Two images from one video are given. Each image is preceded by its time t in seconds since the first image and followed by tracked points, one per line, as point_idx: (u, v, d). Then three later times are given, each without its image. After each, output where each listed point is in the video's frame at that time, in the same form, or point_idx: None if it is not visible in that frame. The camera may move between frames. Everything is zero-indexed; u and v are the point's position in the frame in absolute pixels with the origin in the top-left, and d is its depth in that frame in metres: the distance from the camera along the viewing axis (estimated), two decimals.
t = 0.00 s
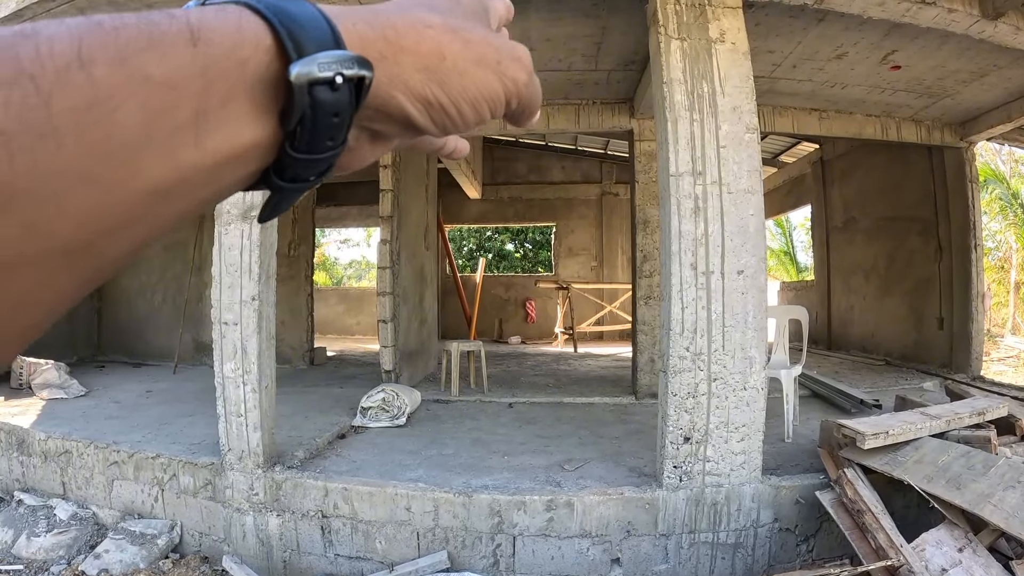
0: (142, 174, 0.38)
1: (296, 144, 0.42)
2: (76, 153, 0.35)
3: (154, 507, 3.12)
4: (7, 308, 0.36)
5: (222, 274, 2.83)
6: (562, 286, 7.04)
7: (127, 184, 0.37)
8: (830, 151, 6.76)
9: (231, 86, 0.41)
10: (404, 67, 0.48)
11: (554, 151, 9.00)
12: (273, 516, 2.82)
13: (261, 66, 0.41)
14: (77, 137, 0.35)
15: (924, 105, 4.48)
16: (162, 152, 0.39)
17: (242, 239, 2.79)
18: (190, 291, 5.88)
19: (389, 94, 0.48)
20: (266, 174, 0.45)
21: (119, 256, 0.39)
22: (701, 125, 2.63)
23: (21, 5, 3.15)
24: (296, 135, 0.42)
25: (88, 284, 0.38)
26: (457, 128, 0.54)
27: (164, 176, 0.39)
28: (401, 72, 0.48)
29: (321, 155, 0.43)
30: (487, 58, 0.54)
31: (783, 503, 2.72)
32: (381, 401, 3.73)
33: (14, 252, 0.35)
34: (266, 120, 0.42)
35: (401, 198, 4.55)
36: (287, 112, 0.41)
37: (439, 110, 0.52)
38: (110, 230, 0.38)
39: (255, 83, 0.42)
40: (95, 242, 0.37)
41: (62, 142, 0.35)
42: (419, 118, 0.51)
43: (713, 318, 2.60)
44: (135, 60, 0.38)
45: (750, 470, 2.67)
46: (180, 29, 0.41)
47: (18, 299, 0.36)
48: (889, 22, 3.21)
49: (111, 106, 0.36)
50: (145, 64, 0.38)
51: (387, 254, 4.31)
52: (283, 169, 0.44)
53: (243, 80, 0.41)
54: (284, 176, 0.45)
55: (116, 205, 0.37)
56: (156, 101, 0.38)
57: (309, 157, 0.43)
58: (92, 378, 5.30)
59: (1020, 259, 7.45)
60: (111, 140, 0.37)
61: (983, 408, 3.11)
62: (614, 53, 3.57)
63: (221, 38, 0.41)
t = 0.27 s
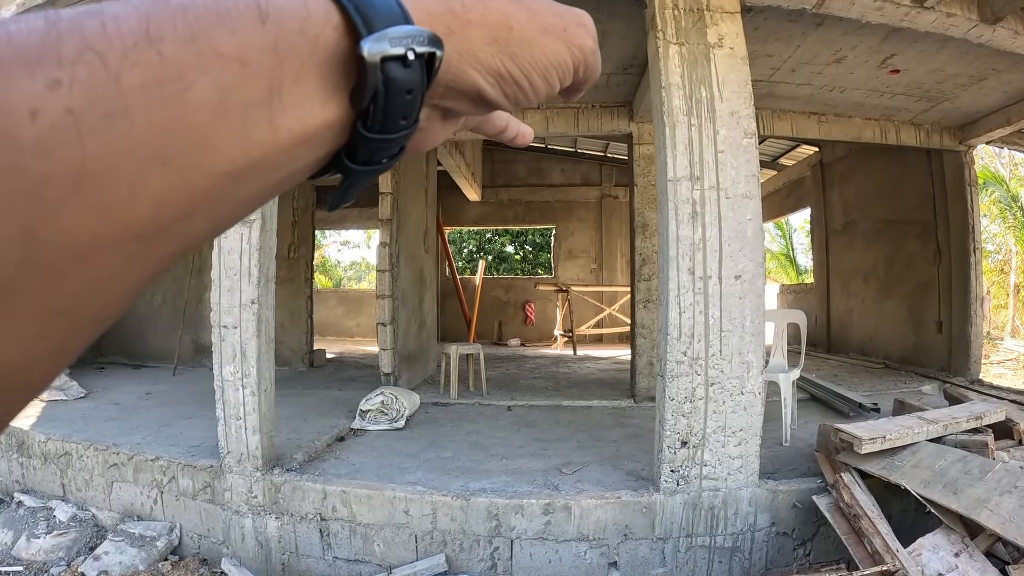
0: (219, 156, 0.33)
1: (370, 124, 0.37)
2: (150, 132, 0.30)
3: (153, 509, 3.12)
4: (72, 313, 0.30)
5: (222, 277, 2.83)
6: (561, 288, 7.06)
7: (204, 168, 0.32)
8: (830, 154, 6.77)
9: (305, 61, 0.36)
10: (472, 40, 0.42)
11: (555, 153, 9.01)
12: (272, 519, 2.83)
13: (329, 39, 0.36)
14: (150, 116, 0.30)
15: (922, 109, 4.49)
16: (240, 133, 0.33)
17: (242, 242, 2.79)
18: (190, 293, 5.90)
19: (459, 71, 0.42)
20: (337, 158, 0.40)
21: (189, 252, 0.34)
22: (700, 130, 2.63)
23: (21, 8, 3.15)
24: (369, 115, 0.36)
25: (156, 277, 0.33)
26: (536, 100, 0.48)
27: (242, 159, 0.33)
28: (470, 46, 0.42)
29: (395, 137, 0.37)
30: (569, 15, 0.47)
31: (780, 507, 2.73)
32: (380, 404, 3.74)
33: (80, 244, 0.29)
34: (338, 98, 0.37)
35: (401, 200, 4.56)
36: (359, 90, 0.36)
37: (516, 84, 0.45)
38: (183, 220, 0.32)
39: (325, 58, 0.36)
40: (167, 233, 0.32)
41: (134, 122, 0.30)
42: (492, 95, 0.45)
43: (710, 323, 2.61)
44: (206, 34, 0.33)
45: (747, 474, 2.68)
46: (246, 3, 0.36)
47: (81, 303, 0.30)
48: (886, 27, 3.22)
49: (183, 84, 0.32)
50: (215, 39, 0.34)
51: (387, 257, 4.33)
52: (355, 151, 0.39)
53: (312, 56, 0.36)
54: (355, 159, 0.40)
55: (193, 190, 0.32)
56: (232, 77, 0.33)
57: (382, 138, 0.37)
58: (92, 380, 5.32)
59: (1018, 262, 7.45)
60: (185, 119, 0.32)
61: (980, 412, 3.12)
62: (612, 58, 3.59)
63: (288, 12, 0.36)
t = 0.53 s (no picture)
0: (225, 172, 0.36)
1: (374, 139, 0.42)
2: (159, 153, 0.33)
3: (153, 510, 3.13)
4: (89, 323, 0.33)
5: (222, 279, 2.84)
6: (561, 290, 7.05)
7: (212, 182, 0.35)
8: (830, 156, 6.77)
9: (309, 81, 0.41)
10: (475, 57, 0.49)
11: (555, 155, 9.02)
12: (271, 520, 2.84)
13: (336, 62, 0.41)
14: (161, 136, 0.34)
15: (922, 111, 4.49)
16: (245, 149, 0.37)
17: (242, 244, 2.80)
18: (190, 295, 5.90)
19: (464, 84, 0.49)
20: (341, 169, 0.44)
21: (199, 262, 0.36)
22: (699, 132, 2.64)
23: (22, 10, 3.16)
24: (373, 130, 0.42)
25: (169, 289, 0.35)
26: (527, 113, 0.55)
27: (247, 173, 0.37)
28: (473, 62, 0.49)
29: (398, 148, 0.43)
30: (557, 42, 0.55)
31: (779, 510, 2.74)
32: (379, 406, 3.74)
33: (96, 258, 0.32)
34: (345, 115, 0.42)
35: (401, 202, 4.57)
36: (364, 108, 0.41)
37: (510, 97, 0.53)
38: (194, 232, 0.35)
39: (333, 78, 0.41)
40: (179, 245, 0.35)
41: (146, 142, 0.33)
42: (492, 106, 0.51)
43: (709, 325, 2.62)
44: (215, 57, 0.37)
45: (745, 476, 2.68)
46: (255, 24, 0.40)
47: (99, 312, 0.33)
48: (886, 30, 3.22)
49: (192, 104, 0.35)
50: (224, 61, 0.37)
51: (387, 258, 4.33)
52: (359, 163, 0.44)
53: (319, 76, 0.41)
54: (360, 171, 0.44)
55: (201, 204, 0.35)
56: (239, 96, 0.37)
57: (386, 151, 0.43)
58: (92, 380, 5.32)
59: (1019, 265, 7.45)
60: (194, 138, 0.35)
61: (979, 415, 3.11)
62: (612, 61, 3.59)
63: (296, 34, 0.41)
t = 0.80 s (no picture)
0: (224, 181, 0.36)
1: (372, 148, 0.42)
2: (158, 163, 0.34)
3: (153, 511, 3.13)
4: (88, 331, 0.33)
5: (223, 280, 2.85)
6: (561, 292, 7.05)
7: (210, 191, 0.35)
8: (830, 158, 6.78)
9: (307, 90, 0.41)
10: (474, 65, 0.50)
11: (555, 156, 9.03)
12: (271, 521, 2.84)
13: (333, 69, 0.42)
14: (160, 145, 0.34)
15: (922, 113, 4.50)
16: (242, 159, 0.37)
17: (243, 245, 2.80)
18: (190, 296, 5.91)
19: (462, 92, 0.49)
20: (339, 177, 0.45)
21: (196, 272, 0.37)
22: (699, 135, 2.65)
23: (24, 11, 3.17)
24: (371, 139, 0.42)
25: (166, 298, 0.35)
26: (524, 123, 0.55)
27: (245, 182, 0.37)
28: (472, 71, 0.49)
29: (395, 157, 0.43)
30: (555, 51, 0.56)
31: (779, 511, 2.74)
32: (379, 407, 3.75)
33: (94, 267, 0.32)
34: (342, 124, 0.43)
35: (401, 204, 4.58)
36: (362, 116, 0.42)
37: (508, 106, 0.53)
38: (190, 241, 0.35)
39: (331, 87, 0.42)
40: (177, 255, 0.35)
41: (145, 152, 0.33)
42: (488, 115, 0.52)
43: (709, 327, 2.62)
44: (213, 67, 0.37)
45: (746, 478, 2.69)
46: (254, 34, 0.41)
47: (97, 321, 0.33)
48: (885, 32, 3.23)
49: (191, 113, 0.35)
50: (223, 71, 0.38)
51: (387, 260, 4.34)
52: (356, 172, 0.44)
53: (317, 85, 0.41)
54: (357, 180, 0.45)
55: (199, 213, 0.35)
56: (237, 106, 0.37)
57: (383, 161, 0.43)
58: (92, 381, 5.32)
59: (1019, 267, 7.46)
60: (193, 147, 0.35)
61: (980, 417, 3.12)
62: (613, 63, 3.60)
63: (293, 44, 0.41)
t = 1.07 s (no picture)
0: (223, 194, 0.37)
1: (367, 160, 0.43)
2: (158, 178, 0.34)
3: (153, 511, 3.13)
4: (90, 343, 0.34)
5: (223, 281, 2.85)
6: (561, 292, 7.06)
7: (209, 205, 0.36)
8: (830, 159, 6.79)
9: (304, 102, 0.41)
10: (468, 76, 0.50)
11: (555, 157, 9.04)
12: (272, 521, 2.85)
13: (329, 80, 0.42)
14: (159, 160, 0.34)
15: (922, 115, 4.51)
16: (241, 172, 0.38)
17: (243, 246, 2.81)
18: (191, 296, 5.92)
19: (457, 102, 0.50)
20: (336, 187, 0.45)
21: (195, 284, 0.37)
22: (699, 136, 2.65)
23: (26, 11, 3.18)
24: (367, 150, 0.43)
25: (166, 310, 0.36)
26: (520, 133, 0.56)
27: (244, 194, 0.38)
28: (467, 82, 0.50)
29: (391, 168, 0.44)
30: (549, 61, 0.56)
31: (778, 512, 2.74)
32: (380, 408, 3.75)
33: (95, 281, 0.32)
34: (339, 135, 0.43)
35: (401, 205, 4.58)
36: (357, 128, 0.42)
37: (502, 116, 0.54)
38: (189, 254, 0.36)
39: (327, 99, 0.42)
40: (176, 268, 0.36)
41: (145, 167, 0.34)
42: (483, 124, 0.53)
43: (709, 328, 2.63)
44: (211, 81, 0.38)
45: (746, 479, 2.69)
46: (251, 47, 0.41)
47: (97, 334, 0.34)
48: (885, 34, 3.24)
49: (189, 128, 0.36)
50: (220, 85, 0.38)
51: (388, 260, 4.35)
52: (351, 183, 0.45)
53: (313, 97, 0.42)
54: (352, 190, 0.46)
55: (199, 227, 0.36)
56: (235, 120, 0.38)
57: (379, 171, 0.44)
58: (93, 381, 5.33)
59: (1018, 268, 7.46)
60: (191, 162, 0.36)
61: (979, 418, 3.12)
62: (613, 64, 3.61)
63: (290, 56, 0.41)
